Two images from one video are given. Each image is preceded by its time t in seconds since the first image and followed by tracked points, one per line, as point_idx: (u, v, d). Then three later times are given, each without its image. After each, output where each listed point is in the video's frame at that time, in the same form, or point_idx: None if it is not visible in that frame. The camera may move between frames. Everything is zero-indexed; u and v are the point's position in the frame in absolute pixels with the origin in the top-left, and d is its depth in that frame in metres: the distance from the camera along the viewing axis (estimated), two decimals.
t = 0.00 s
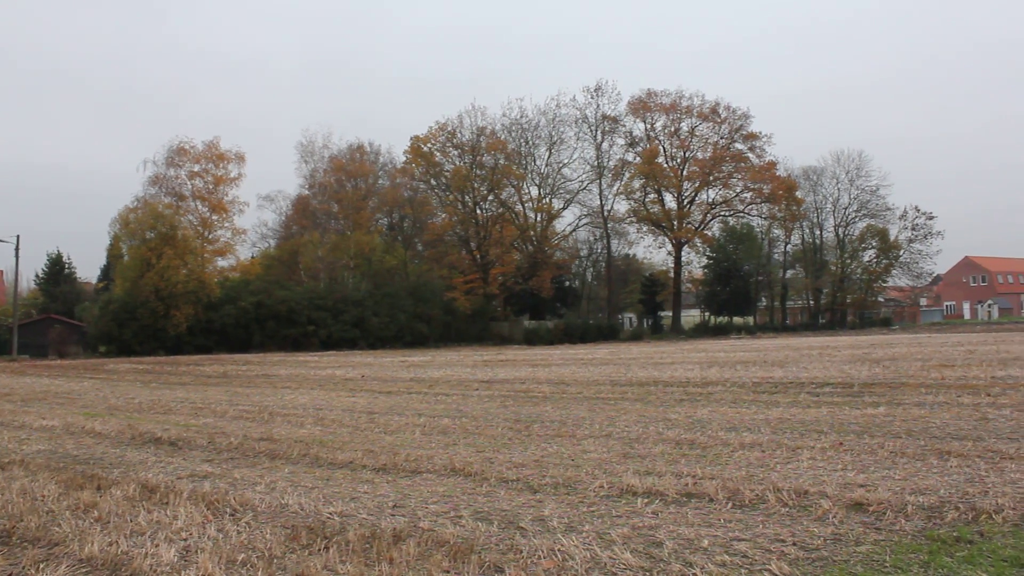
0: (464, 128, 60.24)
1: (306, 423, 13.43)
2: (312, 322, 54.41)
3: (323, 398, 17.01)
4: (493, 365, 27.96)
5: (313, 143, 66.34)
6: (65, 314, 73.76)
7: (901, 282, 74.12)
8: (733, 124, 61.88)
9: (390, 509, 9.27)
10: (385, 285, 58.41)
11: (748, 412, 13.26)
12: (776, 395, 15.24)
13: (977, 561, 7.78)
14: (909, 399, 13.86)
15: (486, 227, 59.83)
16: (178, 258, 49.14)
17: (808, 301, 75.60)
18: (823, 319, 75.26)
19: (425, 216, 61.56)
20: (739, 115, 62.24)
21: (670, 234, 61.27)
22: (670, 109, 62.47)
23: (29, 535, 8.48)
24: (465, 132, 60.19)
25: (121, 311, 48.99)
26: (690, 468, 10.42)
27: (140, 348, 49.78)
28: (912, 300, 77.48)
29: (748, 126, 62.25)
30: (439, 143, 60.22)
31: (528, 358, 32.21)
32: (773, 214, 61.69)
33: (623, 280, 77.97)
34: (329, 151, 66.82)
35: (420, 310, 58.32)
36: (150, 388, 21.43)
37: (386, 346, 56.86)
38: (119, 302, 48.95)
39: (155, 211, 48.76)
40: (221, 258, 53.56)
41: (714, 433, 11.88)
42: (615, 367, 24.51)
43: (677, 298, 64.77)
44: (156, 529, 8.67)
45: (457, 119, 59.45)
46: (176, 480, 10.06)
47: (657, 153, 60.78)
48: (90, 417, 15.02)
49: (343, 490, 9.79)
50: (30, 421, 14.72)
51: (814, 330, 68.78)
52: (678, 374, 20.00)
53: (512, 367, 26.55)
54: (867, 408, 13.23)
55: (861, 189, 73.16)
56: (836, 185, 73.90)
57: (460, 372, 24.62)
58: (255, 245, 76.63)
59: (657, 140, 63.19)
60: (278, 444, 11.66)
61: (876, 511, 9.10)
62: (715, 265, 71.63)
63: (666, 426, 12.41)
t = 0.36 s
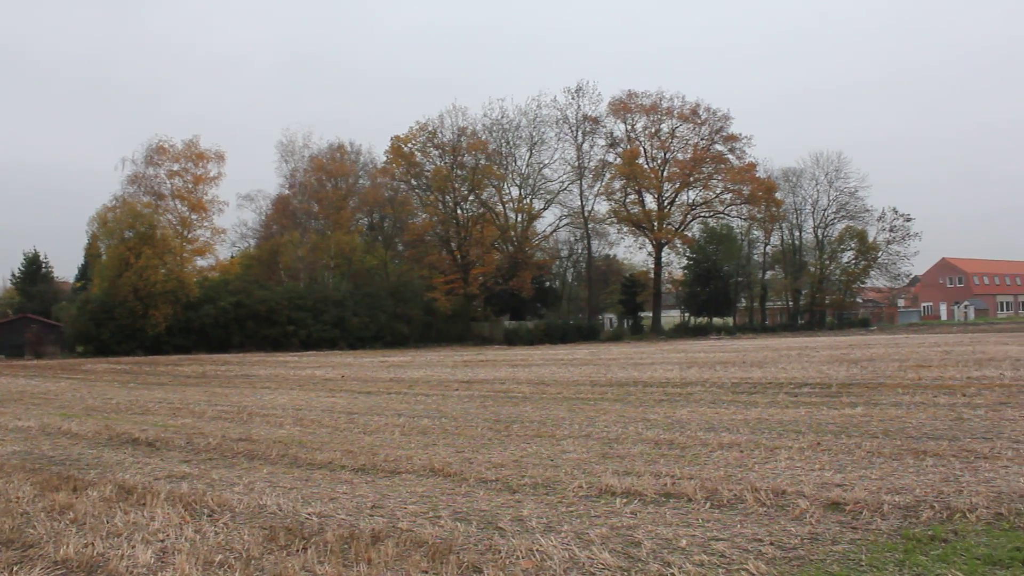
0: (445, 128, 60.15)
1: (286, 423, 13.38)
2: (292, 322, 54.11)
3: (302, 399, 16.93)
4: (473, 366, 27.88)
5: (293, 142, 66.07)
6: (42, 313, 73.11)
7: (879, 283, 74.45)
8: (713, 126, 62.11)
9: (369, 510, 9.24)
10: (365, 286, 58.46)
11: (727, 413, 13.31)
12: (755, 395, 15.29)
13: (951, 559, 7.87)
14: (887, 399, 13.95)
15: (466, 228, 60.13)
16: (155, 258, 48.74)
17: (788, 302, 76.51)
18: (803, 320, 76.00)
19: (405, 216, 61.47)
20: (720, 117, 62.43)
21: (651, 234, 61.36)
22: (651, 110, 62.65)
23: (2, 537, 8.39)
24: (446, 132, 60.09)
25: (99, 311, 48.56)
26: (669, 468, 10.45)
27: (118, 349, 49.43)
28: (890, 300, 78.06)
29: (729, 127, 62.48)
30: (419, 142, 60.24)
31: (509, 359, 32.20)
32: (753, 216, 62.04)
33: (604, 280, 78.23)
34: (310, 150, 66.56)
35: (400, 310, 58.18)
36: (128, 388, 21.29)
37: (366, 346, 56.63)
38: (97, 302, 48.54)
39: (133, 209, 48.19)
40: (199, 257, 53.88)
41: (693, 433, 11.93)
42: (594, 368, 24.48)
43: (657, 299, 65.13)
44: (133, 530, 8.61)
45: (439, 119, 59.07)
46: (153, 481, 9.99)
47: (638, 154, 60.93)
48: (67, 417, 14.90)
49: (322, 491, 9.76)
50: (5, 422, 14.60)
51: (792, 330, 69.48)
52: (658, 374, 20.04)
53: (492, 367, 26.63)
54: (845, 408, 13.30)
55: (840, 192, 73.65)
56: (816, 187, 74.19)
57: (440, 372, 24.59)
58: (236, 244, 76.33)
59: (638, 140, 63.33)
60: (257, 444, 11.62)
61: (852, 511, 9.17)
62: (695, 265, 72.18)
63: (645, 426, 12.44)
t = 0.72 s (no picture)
0: (434, 128, 60.35)
1: (274, 423, 13.36)
2: (280, 322, 53.94)
3: (290, 398, 16.86)
4: (461, 365, 27.66)
5: (282, 140, 65.84)
6: (28, 312, 72.95)
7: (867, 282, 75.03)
8: (702, 125, 62.36)
9: (357, 509, 9.23)
10: (354, 285, 58.16)
11: (715, 412, 13.32)
12: (743, 394, 15.31)
13: (936, 556, 7.91)
14: (874, 398, 13.99)
15: (455, 227, 60.08)
16: (144, 257, 48.58)
17: (776, 301, 76.37)
18: (791, 319, 75.77)
19: (394, 215, 60.64)
20: (709, 116, 62.65)
21: (639, 233, 61.47)
22: (640, 109, 62.75)
23: None
24: (435, 131, 60.28)
25: (86, 311, 48.34)
26: (656, 467, 10.47)
27: (105, 348, 49.14)
28: (878, 300, 78.35)
29: (717, 127, 62.64)
30: (408, 142, 60.58)
31: (497, 358, 32.14)
32: (741, 215, 62.11)
33: (591, 279, 78.27)
34: (298, 149, 66.37)
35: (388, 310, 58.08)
36: (114, 387, 21.17)
37: (354, 346, 56.48)
38: (84, 302, 48.28)
39: (120, 208, 48.08)
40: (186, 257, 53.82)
41: (681, 432, 11.95)
42: (582, 367, 24.39)
43: (645, 298, 65.15)
44: (119, 530, 8.57)
45: (428, 119, 59.11)
46: (140, 481, 9.96)
47: (627, 153, 61.06)
48: (53, 417, 14.82)
49: (309, 490, 9.75)
50: None
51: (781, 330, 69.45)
52: (646, 373, 19.99)
53: (481, 366, 26.63)
54: (832, 407, 13.34)
55: (828, 191, 74.01)
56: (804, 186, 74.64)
57: (428, 371, 24.50)
58: (224, 243, 76.20)
59: (626, 140, 63.47)
60: (244, 444, 11.58)
61: (839, 508, 9.21)
62: (683, 264, 71.96)
63: (633, 425, 12.45)
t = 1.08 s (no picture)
0: (418, 127, 60.60)
1: (257, 423, 13.33)
2: (265, 322, 53.52)
3: (274, 398, 16.82)
4: (445, 365, 27.46)
5: (265, 139, 65.60)
6: (10, 312, 72.34)
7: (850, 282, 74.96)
8: (686, 125, 62.55)
9: (341, 509, 9.21)
10: (339, 285, 57.94)
11: (698, 412, 13.34)
12: (727, 393, 15.33)
13: (916, 553, 7.98)
14: (856, 396, 14.04)
15: (439, 227, 60.27)
16: (127, 257, 47.86)
17: (760, 300, 76.69)
18: (775, 318, 76.33)
19: (379, 215, 60.36)
20: (693, 116, 62.86)
21: (624, 233, 61.58)
22: (624, 109, 62.87)
23: None
24: (419, 131, 60.57)
25: (68, 311, 47.72)
26: (640, 466, 10.50)
27: (88, 348, 48.48)
28: (861, 300, 78.74)
29: (701, 126, 62.86)
30: (393, 141, 60.83)
31: (481, 358, 32.13)
32: (725, 214, 62.23)
33: (576, 280, 78.29)
34: (282, 148, 66.17)
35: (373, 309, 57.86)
36: (95, 388, 21.01)
37: (339, 345, 56.20)
38: (66, 302, 47.64)
39: (103, 207, 47.37)
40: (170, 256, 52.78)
41: (665, 431, 11.97)
42: (566, 367, 24.29)
43: (630, 298, 65.25)
44: (100, 531, 8.53)
45: (412, 118, 59.40)
46: (122, 482, 9.91)
47: (611, 153, 61.18)
48: (33, 418, 14.72)
49: (293, 490, 9.72)
50: None
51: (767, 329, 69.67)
52: (630, 373, 19.94)
53: (465, 366, 26.64)
54: (815, 406, 13.39)
55: (811, 191, 74.34)
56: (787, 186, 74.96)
57: (413, 371, 24.48)
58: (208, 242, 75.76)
59: (611, 139, 63.53)
60: (228, 444, 11.55)
61: (821, 506, 9.27)
62: (668, 264, 71.82)
63: (617, 425, 12.48)
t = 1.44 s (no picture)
0: (402, 126, 60.12)
1: (239, 422, 13.29)
2: (247, 321, 53.21)
3: (257, 397, 16.77)
4: (428, 364, 27.37)
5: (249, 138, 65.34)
6: None
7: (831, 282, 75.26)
8: (670, 125, 62.68)
9: (322, 509, 9.20)
10: (321, 284, 58.38)
11: (681, 411, 13.37)
12: (709, 393, 15.36)
13: (895, 551, 8.04)
14: (838, 396, 14.10)
15: (423, 226, 60.06)
16: (107, 255, 46.72)
17: (743, 300, 76.82)
18: (757, 318, 76.43)
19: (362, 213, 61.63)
20: (676, 116, 63.04)
21: (607, 233, 61.61)
22: (608, 109, 62.87)
23: None
24: (403, 130, 60.07)
25: (49, 309, 47.03)
26: (622, 466, 10.54)
27: (69, 347, 47.79)
28: (843, 300, 79.04)
29: (685, 127, 63.06)
30: (377, 141, 60.13)
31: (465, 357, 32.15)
32: (708, 214, 62.43)
33: (559, 279, 78.32)
34: (266, 146, 65.92)
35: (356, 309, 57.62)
36: (75, 387, 20.86)
37: (322, 345, 55.94)
38: (47, 300, 46.98)
39: (85, 205, 46.26)
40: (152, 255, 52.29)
41: (647, 430, 12.01)
42: (549, 367, 24.22)
43: (613, 297, 65.37)
44: (79, 532, 8.48)
45: (396, 117, 58.92)
46: (101, 482, 9.86)
47: (594, 153, 61.21)
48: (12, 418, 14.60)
49: (274, 490, 9.70)
50: None
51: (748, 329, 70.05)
52: (613, 372, 19.91)
53: (449, 365, 26.68)
54: (796, 405, 13.44)
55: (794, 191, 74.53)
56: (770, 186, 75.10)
57: (396, 370, 24.49)
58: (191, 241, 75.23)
59: (595, 139, 63.50)
60: (209, 443, 11.52)
61: (802, 506, 9.32)
62: (651, 263, 72.61)
63: (600, 424, 12.50)
